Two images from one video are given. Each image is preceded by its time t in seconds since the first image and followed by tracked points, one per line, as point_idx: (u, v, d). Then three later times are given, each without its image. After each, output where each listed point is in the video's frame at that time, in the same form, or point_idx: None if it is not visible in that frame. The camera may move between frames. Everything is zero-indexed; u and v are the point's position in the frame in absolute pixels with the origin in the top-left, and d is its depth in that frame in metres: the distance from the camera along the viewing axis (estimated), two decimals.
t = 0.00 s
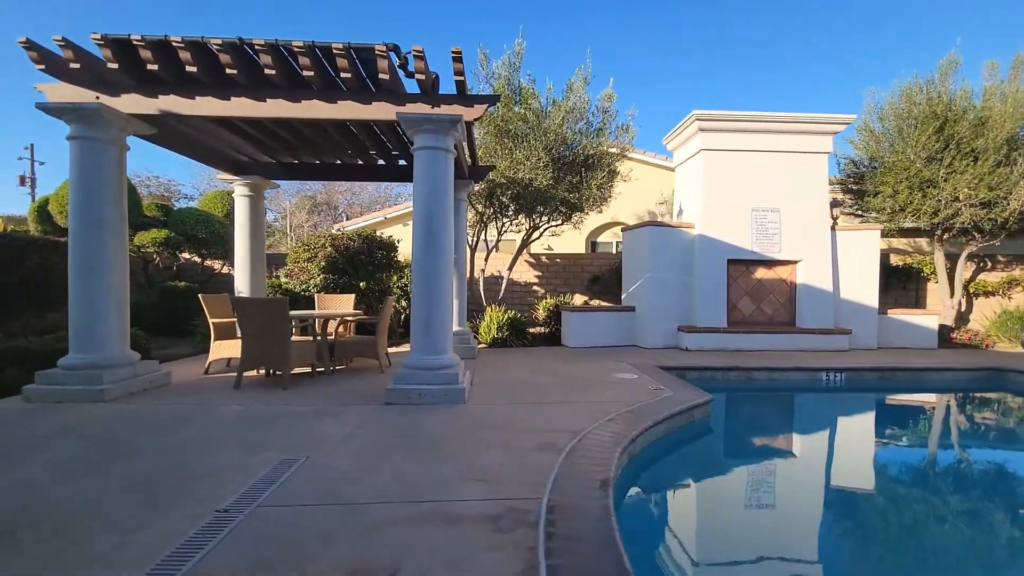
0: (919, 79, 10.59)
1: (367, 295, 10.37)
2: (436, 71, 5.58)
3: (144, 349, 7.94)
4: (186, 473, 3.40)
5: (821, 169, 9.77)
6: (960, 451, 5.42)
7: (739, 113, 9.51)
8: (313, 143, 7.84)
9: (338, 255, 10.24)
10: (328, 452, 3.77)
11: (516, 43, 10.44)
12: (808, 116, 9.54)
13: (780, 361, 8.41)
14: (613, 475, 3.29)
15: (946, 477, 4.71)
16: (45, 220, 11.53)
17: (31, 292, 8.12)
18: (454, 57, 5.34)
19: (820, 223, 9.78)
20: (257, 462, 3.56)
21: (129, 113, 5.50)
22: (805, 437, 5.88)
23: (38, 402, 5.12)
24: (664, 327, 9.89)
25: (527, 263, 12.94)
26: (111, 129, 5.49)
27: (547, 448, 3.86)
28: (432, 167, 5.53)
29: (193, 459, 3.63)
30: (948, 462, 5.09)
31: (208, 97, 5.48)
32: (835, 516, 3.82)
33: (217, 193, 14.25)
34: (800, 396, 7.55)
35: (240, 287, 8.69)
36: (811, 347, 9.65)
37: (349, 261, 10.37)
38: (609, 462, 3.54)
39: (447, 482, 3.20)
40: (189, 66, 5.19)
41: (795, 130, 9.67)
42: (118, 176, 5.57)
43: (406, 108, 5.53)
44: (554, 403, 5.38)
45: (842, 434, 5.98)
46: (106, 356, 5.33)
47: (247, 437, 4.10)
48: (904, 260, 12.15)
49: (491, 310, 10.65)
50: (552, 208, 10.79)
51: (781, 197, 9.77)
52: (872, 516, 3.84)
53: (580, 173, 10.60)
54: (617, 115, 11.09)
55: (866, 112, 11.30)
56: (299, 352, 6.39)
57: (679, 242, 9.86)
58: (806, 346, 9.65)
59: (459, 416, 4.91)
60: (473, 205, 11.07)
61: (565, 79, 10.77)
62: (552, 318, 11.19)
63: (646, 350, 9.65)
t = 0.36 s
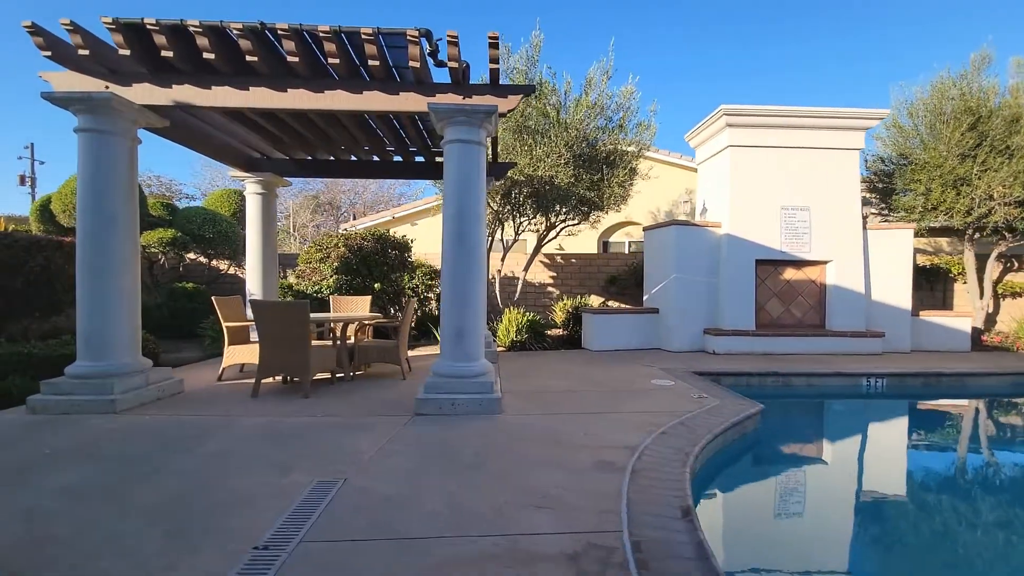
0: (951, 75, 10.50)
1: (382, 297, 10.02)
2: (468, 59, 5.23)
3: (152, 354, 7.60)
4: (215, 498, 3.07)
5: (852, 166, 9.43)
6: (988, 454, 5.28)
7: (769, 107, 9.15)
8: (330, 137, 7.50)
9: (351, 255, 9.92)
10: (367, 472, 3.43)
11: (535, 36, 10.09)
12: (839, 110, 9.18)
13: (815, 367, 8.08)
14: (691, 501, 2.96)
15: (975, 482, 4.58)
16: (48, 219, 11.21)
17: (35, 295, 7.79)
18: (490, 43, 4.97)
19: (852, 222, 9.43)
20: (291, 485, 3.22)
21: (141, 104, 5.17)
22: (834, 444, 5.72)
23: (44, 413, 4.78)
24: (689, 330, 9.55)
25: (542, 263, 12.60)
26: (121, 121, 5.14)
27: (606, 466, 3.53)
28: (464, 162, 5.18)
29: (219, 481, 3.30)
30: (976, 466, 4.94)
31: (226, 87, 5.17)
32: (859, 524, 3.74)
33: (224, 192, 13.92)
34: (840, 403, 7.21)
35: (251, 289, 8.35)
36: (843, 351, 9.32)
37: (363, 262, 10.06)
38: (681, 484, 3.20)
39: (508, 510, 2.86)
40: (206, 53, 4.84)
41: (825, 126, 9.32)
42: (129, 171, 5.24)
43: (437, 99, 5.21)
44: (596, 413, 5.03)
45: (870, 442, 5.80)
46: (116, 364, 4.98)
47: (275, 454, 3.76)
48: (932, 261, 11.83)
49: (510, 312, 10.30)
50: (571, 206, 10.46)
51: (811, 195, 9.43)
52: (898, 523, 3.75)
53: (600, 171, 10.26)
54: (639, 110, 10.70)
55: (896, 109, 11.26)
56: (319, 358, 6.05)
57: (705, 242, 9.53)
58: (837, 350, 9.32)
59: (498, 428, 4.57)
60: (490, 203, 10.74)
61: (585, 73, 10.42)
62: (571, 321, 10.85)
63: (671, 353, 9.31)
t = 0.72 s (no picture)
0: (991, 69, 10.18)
1: (398, 300, 9.63)
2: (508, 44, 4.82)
3: (162, 361, 7.20)
4: (252, 536, 2.70)
5: (890, 163, 9.03)
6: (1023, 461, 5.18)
7: (805, 101, 8.74)
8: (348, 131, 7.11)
9: (367, 256, 9.57)
10: (419, 502, 3.06)
11: (557, 28, 9.71)
12: (878, 104, 8.77)
13: (858, 374, 7.70)
14: (802, 541, 2.58)
15: (1008, 489, 4.51)
16: (51, 218, 10.84)
17: (39, 298, 7.42)
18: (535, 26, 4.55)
19: (890, 221, 9.03)
20: (336, 519, 2.83)
21: (155, 93, 4.78)
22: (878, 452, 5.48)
23: (50, 429, 4.39)
24: (720, 334, 9.15)
25: (560, 264, 12.22)
26: (133, 112, 4.75)
27: (685, 495, 3.15)
28: (503, 155, 4.78)
29: (254, 513, 2.91)
30: (1009, 473, 4.85)
31: (246, 75, 4.78)
32: (892, 532, 3.68)
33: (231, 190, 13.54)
34: (889, 413, 6.83)
35: (265, 291, 7.98)
36: (881, 356, 8.93)
37: (379, 263, 9.69)
38: (779, 520, 2.82)
39: (594, 557, 2.47)
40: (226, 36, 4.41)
41: (863, 120, 8.91)
42: (142, 165, 4.85)
43: (473, 88, 4.84)
44: (649, 427, 4.64)
45: (910, 452, 5.58)
46: (129, 375, 4.59)
47: (311, 478, 3.37)
48: (965, 261, 11.44)
49: (531, 315, 9.93)
50: (594, 205, 10.07)
51: (847, 193, 9.03)
52: (926, 531, 3.72)
53: (625, 168, 9.87)
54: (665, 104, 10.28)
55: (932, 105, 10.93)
56: (343, 366, 5.67)
57: (736, 242, 9.14)
58: (876, 355, 8.92)
59: (547, 445, 4.19)
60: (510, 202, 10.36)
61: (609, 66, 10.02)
62: (593, 323, 10.46)
63: (702, 358, 8.91)
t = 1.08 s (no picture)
0: None
1: (415, 302, 9.23)
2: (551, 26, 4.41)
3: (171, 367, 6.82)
4: None
5: (928, 158, 8.66)
6: None
7: (841, 93, 8.36)
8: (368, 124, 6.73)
9: (382, 256, 9.21)
10: (480, 537, 2.68)
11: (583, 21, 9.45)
12: (917, 97, 8.40)
13: (901, 379, 7.33)
14: None
15: None
16: (52, 217, 10.48)
17: (41, 301, 7.03)
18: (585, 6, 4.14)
19: (928, 220, 8.67)
20: (391, 561, 2.44)
21: (168, 80, 4.41)
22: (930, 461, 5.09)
23: (55, 446, 4.01)
24: (752, 337, 8.77)
25: (577, 264, 11.85)
26: (145, 99, 4.36)
27: (782, 527, 2.77)
28: (547, 146, 4.40)
29: (293, 552, 2.52)
30: None
31: (267, 60, 4.40)
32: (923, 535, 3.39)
33: (237, 189, 13.16)
34: (941, 421, 6.45)
35: (278, 293, 7.61)
36: (920, 360, 8.56)
37: (395, 264, 9.33)
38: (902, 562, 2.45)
39: None
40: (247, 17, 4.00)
41: (900, 114, 8.54)
42: (155, 158, 4.47)
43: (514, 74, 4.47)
44: (707, 442, 4.26)
45: (952, 459, 5.19)
46: (141, 387, 4.22)
47: (352, 507, 2.99)
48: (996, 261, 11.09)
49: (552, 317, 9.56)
50: (616, 203, 9.70)
51: (884, 190, 8.66)
52: (967, 537, 3.40)
53: (649, 165, 9.50)
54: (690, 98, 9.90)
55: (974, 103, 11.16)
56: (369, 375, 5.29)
57: (768, 241, 8.76)
58: (915, 359, 8.54)
59: (603, 464, 3.81)
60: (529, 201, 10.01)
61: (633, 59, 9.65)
62: (615, 326, 10.09)
63: (733, 363, 8.52)
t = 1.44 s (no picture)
0: None
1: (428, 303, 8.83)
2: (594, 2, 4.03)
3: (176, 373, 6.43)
4: None
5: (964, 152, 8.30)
6: None
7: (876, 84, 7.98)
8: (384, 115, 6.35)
9: (395, 256, 8.81)
10: None
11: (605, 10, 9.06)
12: (954, 89, 8.04)
13: (945, 384, 6.96)
14: None
15: None
16: (50, 215, 10.06)
17: (37, 303, 6.62)
18: None
19: (964, 216, 8.32)
20: None
21: (176, 62, 4.01)
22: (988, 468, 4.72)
23: (52, 466, 3.62)
24: (782, 340, 8.40)
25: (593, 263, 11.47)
26: (151, 83, 3.97)
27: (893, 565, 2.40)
28: (591, 134, 4.01)
29: None
30: None
31: (285, 40, 4.01)
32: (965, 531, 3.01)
33: (241, 186, 12.74)
34: (992, 428, 6.09)
35: (288, 295, 7.22)
36: (957, 363, 8.21)
37: (408, 264, 8.94)
38: None
39: None
40: None
41: (936, 106, 8.17)
42: (161, 148, 4.08)
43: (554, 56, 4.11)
44: (768, 458, 3.89)
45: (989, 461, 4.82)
46: (147, 399, 3.84)
47: (394, 542, 2.60)
48: None
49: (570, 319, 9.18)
50: (637, 200, 9.34)
51: (918, 186, 8.30)
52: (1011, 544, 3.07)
53: (672, 160, 9.13)
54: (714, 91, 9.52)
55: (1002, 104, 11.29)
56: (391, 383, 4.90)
57: (797, 239, 8.41)
58: (951, 362, 8.20)
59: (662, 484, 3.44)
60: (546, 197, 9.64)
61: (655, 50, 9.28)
62: (635, 328, 9.71)
63: (763, 367, 8.16)
